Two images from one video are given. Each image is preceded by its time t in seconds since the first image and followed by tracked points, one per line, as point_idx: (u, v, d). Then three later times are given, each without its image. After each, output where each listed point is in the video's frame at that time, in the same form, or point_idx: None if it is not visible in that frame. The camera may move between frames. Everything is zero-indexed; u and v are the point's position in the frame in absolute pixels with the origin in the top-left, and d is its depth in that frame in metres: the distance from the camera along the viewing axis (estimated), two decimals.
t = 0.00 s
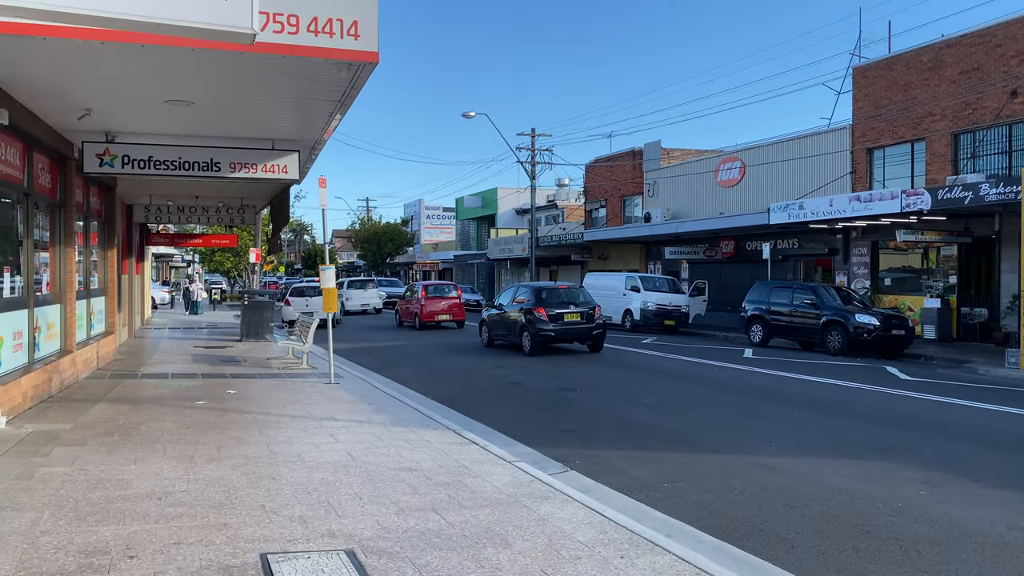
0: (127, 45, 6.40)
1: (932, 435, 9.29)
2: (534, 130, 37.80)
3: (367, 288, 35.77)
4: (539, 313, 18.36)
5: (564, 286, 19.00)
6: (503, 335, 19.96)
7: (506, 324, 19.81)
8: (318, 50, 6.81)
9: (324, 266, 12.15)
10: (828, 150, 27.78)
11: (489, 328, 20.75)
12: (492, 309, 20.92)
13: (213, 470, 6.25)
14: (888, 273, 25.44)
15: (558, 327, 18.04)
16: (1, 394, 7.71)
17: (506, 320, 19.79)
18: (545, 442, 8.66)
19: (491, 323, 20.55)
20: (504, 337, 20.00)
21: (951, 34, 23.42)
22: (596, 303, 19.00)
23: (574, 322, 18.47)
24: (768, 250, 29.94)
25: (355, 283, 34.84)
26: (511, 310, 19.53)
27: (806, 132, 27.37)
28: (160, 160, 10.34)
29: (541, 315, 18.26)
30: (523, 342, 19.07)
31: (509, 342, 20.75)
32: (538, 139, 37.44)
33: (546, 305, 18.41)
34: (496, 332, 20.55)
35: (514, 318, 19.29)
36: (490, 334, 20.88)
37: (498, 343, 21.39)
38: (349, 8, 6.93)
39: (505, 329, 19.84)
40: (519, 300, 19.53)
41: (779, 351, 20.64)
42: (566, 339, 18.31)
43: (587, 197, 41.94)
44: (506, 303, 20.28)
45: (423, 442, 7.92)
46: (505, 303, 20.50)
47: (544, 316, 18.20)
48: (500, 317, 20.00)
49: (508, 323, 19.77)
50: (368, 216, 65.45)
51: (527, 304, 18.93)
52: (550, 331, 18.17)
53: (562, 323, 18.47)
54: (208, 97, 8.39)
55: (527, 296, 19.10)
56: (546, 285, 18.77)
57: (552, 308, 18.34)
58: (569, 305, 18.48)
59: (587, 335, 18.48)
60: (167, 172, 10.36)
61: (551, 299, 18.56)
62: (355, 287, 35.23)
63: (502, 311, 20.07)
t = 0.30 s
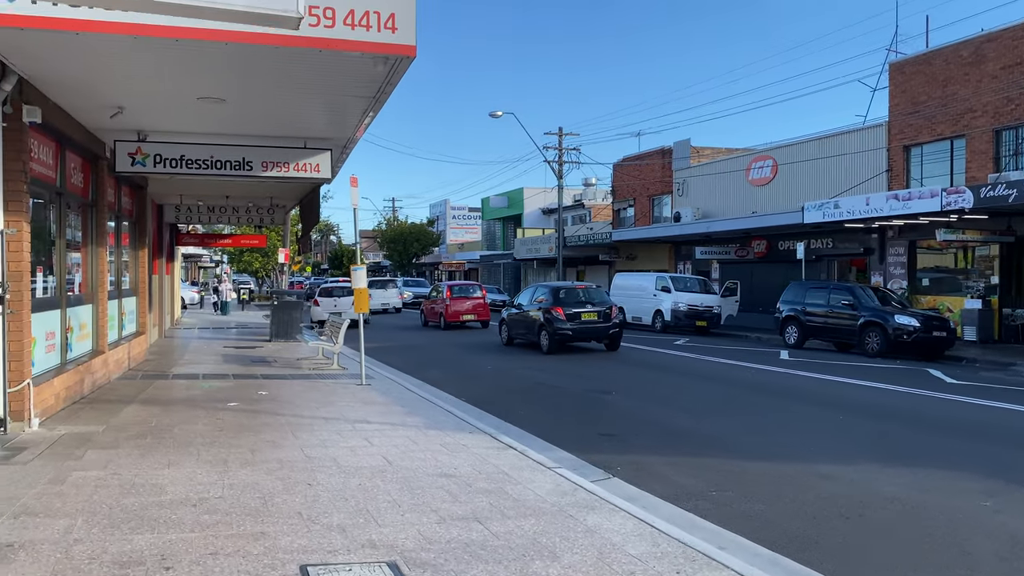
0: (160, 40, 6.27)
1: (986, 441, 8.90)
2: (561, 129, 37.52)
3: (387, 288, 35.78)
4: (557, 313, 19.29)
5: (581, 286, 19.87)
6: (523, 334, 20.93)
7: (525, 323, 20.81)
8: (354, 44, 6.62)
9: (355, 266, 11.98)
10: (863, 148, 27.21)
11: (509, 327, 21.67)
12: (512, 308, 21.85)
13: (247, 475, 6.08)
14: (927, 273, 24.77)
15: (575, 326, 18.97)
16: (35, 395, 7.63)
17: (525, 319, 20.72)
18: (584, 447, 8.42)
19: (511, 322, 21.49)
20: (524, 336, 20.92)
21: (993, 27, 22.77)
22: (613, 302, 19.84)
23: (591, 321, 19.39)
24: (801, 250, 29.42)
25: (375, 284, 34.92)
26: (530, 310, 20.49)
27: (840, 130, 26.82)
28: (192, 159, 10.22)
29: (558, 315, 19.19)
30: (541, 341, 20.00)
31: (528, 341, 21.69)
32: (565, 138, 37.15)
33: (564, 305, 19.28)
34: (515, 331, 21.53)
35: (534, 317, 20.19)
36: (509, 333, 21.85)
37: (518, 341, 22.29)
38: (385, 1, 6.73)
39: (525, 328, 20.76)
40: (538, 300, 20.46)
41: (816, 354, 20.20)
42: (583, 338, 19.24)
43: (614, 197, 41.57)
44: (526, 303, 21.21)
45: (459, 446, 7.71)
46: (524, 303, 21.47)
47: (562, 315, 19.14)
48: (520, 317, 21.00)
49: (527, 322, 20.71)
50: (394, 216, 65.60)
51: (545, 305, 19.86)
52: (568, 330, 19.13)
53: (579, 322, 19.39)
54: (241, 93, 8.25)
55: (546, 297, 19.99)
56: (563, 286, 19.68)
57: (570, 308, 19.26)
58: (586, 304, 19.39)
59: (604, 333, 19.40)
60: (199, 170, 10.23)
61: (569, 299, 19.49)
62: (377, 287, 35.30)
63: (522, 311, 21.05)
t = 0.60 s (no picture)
0: (193, 35, 6.14)
1: None
2: (587, 128, 37.20)
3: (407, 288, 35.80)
4: (576, 312, 19.88)
5: (599, 287, 20.49)
6: (542, 333, 21.49)
7: (544, 322, 21.38)
8: (393, 38, 6.41)
9: (386, 266, 11.82)
10: (897, 145, 26.65)
11: (528, 327, 22.20)
12: (532, 308, 22.40)
13: (283, 481, 5.89)
14: (962, 273, 24.10)
15: (593, 325, 19.56)
16: (68, 398, 7.52)
17: (545, 318, 21.27)
18: (624, 452, 8.16)
19: (530, 322, 22.05)
20: (544, 335, 21.49)
21: None
22: (630, 302, 20.39)
23: (609, 320, 19.98)
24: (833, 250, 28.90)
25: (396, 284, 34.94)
26: (549, 309, 21.08)
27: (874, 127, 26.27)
28: (223, 158, 10.02)
29: (577, 315, 19.79)
30: (560, 340, 20.56)
31: (546, 340, 22.25)
32: (590, 137, 36.83)
33: (582, 305, 19.87)
34: (534, 331, 22.07)
35: (553, 316, 20.74)
36: (528, 332, 22.41)
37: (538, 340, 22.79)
38: None
39: (544, 327, 21.32)
40: (556, 299, 21.10)
41: (851, 355, 19.73)
42: (601, 337, 19.81)
43: (640, 196, 41.19)
44: (545, 302, 21.80)
45: (497, 451, 7.49)
46: (542, 302, 22.05)
47: (581, 315, 19.73)
48: (538, 316, 21.60)
49: (546, 321, 21.28)
50: (418, 217, 65.67)
51: (563, 304, 20.46)
52: (586, 329, 19.73)
53: (597, 321, 19.99)
54: (275, 90, 8.07)
55: (564, 296, 20.57)
56: (582, 286, 20.27)
57: (588, 307, 19.85)
58: (604, 304, 19.99)
59: (622, 332, 19.99)
60: (230, 169, 10.03)
61: (587, 299, 20.08)
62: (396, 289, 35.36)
63: (540, 310, 21.66)
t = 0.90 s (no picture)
0: (218, 28, 5.97)
1: None
2: (608, 127, 36.89)
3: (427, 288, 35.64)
4: (591, 312, 19.93)
5: (614, 286, 20.49)
6: (558, 333, 21.52)
7: (559, 321, 21.43)
8: (424, 29, 6.21)
9: (411, 266, 11.64)
10: (926, 142, 26.13)
11: (544, 326, 22.25)
12: (547, 307, 22.48)
13: (311, 488, 5.70)
14: (994, 273, 23.46)
15: (608, 324, 19.61)
16: (91, 400, 7.39)
17: (560, 317, 21.37)
18: (658, 458, 7.90)
19: (547, 321, 22.07)
20: (559, 334, 21.59)
21: None
22: (645, 301, 20.45)
23: (623, 320, 20.04)
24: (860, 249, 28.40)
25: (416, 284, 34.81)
26: (564, 308, 21.14)
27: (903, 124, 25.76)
28: (247, 156, 9.95)
29: (592, 315, 19.85)
30: (575, 339, 20.61)
31: (561, 340, 22.29)
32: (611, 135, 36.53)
33: (597, 304, 19.97)
34: (550, 330, 22.11)
35: (569, 316, 20.78)
36: (543, 332, 22.47)
37: (554, 339, 22.82)
38: None
39: (560, 326, 21.42)
40: (572, 299, 21.12)
41: (881, 357, 19.29)
42: (616, 336, 19.84)
43: (661, 195, 40.82)
44: (561, 302, 21.89)
45: (528, 455, 7.25)
46: (558, 301, 22.08)
47: (596, 314, 19.78)
48: (553, 316, 21.67)
49: (561, 321, 21.35)
50: (437, 216, 65.65)
51: (579, 304, 20.52)
52: (601, 328, 19.77)
53: (612, 321, 20.04)
54: (300, 86, 7.91)
55: (580, 296, 20.67)
56: (597, 286, 20.30)
57: (603, 307, 19.90)
58: (619, 304, 20.03)
59: (637, 332, 20.01)
60: (253, 168, 9.97)
61: (602, 299, 20.13)
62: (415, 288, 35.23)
63: (555, 309, 21.73)
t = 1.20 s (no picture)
0: (238, 15, 5.75)
1: None
2: (627, 125, 36.56)
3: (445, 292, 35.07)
4: (604, 311, 19.77)
5: (628, 285, 20.27)
6: (572, 333, 21.34)
7: (573, 320, 21.26)
8: (451, 16, 5.98)
9: (432, 265, 11.43)
10: (954, 139, 25.61)
11: (559, 326, 22.07)
12: (561, 307, 22.30)
13: (335, 494, 5.48)
14: None
15: (622, 323, 19.46)
16: (107, 401, 7.21)
17: (575, 317, 21.17)
18: (690, 462, 7.62)
19: (561, 321, 21.92)
20: (572, 334, 21.41)
21: None
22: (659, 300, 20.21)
23: (637, 319, 19.87)
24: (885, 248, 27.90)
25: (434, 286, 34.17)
26: (578, 308, 20.99)
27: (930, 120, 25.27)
28: (266, 153, 9.69)
29: (606, 313, 19.68)
30: (589, 339, 20.47)
31: (576, 339, 22.11)
32: (629, 134, 36.20)
33: (610, 304, 19.79)
34: (565, 329, 21.92)
35: (583, 315, 20.65)
36: (558, 331, 22.31)
37: (569, 339, 22.63)
38: None
39: (573, 326, 21.24)
40: (587, 299, 20.92)
41: (910, 358, 18.86)
42: (630, 335, 19.67)
43: (680, 194, 40.42)
44: (575, 301, 21.70)
45: (557, 459, 6.99)
46: (571, 300, 21.88)
47: (609, 313, 19.62)
48: (567, 315, 21.52)
49: (575, 320, 21.20)
50: (454, 216, 65.58)
51: (592, 303, 20.32)
52: (615, 327, 19.61)
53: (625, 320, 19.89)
54: (321, 78, 7.69)
55: (593, 296, 20.50)
56: (610, 284, 20.10)
57: (617, 306, 19.73)
58: (633, 303, 19.83)
59: (651, 331, 19.84)
60: (273, 164, 9.70)
61: (615, 298, 19.94)
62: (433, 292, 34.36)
63: (569, 309, 21.57)
